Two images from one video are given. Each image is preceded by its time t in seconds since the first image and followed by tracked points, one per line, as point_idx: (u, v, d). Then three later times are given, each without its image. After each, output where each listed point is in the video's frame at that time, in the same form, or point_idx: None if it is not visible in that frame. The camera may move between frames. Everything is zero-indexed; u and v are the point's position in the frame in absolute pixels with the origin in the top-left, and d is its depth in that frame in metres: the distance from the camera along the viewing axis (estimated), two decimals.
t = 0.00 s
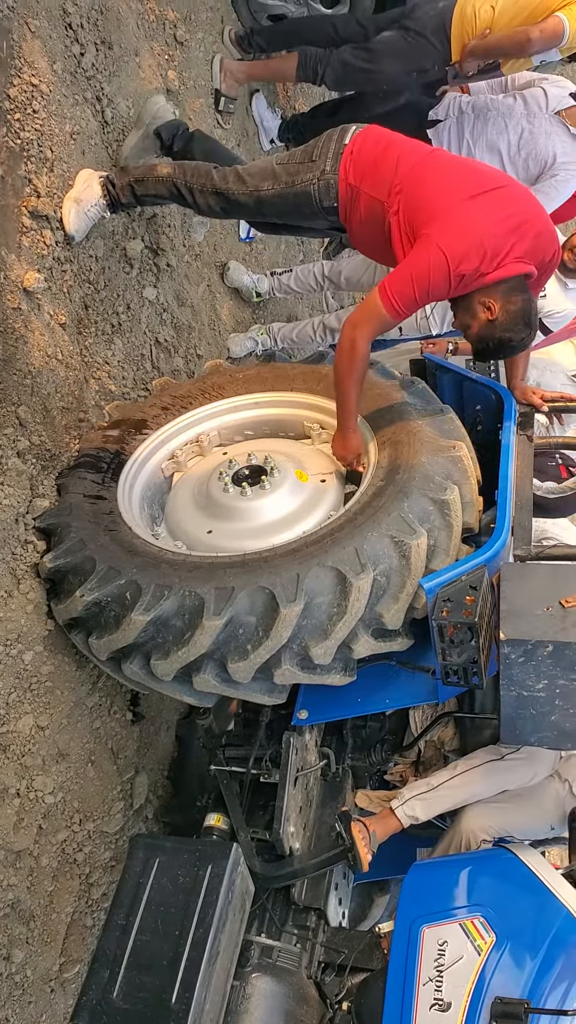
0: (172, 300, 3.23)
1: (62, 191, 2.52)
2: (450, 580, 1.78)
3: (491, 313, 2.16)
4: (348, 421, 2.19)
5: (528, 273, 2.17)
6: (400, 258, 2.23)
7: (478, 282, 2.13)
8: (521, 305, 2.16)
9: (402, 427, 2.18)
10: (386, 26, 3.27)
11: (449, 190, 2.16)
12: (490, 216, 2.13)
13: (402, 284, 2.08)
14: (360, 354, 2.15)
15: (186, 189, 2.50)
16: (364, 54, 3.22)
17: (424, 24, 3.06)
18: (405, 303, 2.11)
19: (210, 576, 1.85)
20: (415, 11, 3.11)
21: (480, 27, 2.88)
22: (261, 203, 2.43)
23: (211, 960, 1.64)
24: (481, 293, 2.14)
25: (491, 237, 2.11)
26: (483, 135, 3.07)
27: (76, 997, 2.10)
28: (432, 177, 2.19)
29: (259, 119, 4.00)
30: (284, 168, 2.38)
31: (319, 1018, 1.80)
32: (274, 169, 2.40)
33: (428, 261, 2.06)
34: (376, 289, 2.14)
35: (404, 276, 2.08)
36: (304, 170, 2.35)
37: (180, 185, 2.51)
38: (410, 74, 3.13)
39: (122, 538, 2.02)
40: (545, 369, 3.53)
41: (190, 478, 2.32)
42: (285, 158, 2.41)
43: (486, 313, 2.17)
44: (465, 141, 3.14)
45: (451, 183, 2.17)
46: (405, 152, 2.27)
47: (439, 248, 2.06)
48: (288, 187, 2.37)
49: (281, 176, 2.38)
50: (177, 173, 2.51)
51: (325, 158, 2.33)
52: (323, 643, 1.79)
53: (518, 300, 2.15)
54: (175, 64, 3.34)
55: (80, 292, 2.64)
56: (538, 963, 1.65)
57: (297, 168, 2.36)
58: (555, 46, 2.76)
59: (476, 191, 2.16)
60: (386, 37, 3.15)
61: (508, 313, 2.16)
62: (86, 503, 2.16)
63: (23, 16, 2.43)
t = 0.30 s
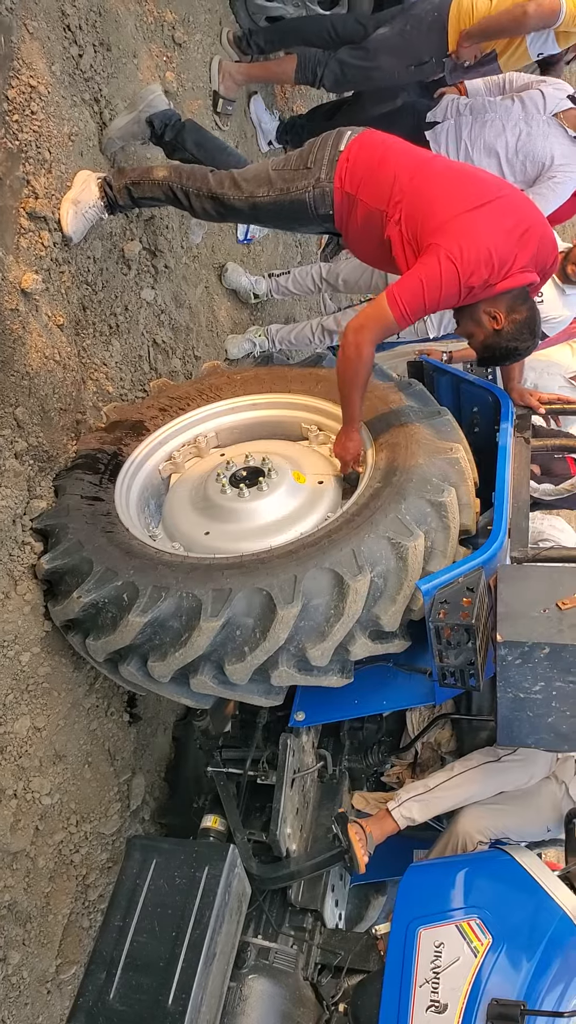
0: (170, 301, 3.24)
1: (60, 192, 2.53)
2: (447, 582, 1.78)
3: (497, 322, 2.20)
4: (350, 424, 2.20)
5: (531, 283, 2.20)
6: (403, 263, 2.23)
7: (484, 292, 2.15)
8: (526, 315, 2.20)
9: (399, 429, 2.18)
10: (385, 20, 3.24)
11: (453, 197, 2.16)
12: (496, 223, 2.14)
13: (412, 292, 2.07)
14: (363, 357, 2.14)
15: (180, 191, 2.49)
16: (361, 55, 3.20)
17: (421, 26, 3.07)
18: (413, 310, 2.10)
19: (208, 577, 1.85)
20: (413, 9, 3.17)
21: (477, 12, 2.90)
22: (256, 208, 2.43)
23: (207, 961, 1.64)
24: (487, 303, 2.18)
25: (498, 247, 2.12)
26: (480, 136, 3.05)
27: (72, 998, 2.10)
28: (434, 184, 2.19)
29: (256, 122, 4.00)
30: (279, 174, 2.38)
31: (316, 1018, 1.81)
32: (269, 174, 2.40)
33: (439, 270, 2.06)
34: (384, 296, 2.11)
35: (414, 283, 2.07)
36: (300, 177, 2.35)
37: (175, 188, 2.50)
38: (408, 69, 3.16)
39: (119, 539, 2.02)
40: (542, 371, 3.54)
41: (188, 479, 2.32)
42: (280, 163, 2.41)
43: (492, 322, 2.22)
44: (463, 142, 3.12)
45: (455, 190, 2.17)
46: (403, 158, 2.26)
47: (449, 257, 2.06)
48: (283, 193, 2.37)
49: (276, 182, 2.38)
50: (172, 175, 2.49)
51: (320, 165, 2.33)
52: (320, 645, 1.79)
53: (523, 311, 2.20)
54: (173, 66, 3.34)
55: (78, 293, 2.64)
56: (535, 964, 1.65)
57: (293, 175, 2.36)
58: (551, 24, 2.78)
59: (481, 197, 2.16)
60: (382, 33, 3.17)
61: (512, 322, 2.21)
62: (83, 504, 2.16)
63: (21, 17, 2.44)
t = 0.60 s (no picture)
0: (169, 300, 3.23)
1: (59, 192, 2.52)
2: (445, 581, 1.78)
3: (496, 329, 2.21)
4: (343, 423, 2.20)
5: (528, 290, 2.21)
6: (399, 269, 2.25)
7: (480, 300, 2.16)
8: (524, 321, 2.21)
9: (397, 430, 2.18)
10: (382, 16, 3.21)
11: (451, 203, 2.16)
12: (493, 230, 2.14)
13: (405, 300, 2.08)
14: (351, 354, 2.15)
15: (179, 192, 2.50)
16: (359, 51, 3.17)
17: (419, 23, 3.06)
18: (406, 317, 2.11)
19: (205, 576, 1.85)
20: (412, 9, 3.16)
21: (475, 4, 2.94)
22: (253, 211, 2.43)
23: (205, 960, 1.64)
24: (485, 309, 2.19)
25: (495, 256, 2.13)
26: (479, 136, 3.05)
27: (70, 998, 2.10)
28: (432, 190, 2.19)
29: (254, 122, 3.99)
30: (276, 177, 2.38)
31: (313, 1018, 1.81)
32: (266, 177, 2.39)
33: (436, 279, 2.07)
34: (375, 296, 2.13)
35: (407, 290, 2.08)
36: (296, 181, 2.35)
37: (173, 188, 2.50)
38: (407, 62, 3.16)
39: (117, 539, 2.02)
40: (540, 372, 3.55)
41: (186, 478, 2.32)
42: (278, 166, 2.41)
43: (490, 329, 2.22)
44: (462, 142, 3.12)
45: (452, 196, 2.17)
46: (401, 163, 2.26)
47: (446, 266, 2.07)
48: (280, 197, 2.37)
49: (273, 186, 2.38)
50: (170, 176, 2.49)
51: (317, 170, 2.33)
52: (318, 645, 1.79)
53: (521, 317, 2.20)
54: (172, 66, 3.34)
55: (76, 292, 2.64)
56: (532, 963, 1.66)
57: (290, 178, 2.37)
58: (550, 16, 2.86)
59: (478, 203, 2.17)
60: (381, 29, 3.13)
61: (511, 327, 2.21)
62: (81, 503, 2.16)
63: (20, 17, 2.44)
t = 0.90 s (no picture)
0: (166, 301, 3.24)
1: (57, 193, 2.53)
2: (441, 587, 1.80)
3: (491, 333, 2.24)
4: (339, 426, 2.21)
5: (524, 295, 2.22)
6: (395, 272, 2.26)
7: (475, 304, 2.17)
8: (520, 323, 2.24)
9: (394, 432, 2.19)
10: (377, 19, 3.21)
11: (446, 207, 2.16)
12: (489, 234, 2.15)
13: (400, 304, 2.09)
14: (346, 356, 2.15)
15: (176, 194, 2.50)
16: (359, 51, 3.15)
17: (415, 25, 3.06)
18: (401, 321, 2.12)
19: (202, 577, 1.86)
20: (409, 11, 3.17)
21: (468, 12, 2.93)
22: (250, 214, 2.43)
23: (201, 961, 1.64)
24: (481, 314, 2.20)
25: (490, 261, 2.14)
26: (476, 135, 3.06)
27: (66, 999, 2.09)
28: (428, 194, 2.19)
29: (252, 124, 3.98)
30: (273, 181, 2.39)
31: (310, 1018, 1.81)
32: (262, 181, 2.40)
33: (431, 285, 2.08)
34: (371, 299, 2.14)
35: (403, 295, 2.09)
36: (293, 184, 2.36)
37: (170, 189, 2.50)
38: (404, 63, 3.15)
39: (114, 540, 2.01)
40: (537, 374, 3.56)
41: (183, 479, 2.32)
42: (274, 169, 2.42)
43: (486, 333, 2.25)
44: (458, 141, 3.13)
45: (447, 200, 2.18)
46: (396, 166, 2.26)
47: (441, 271, 2.08)
48: (276, 201, 2.37)
49: (269, 190, 2.38)
50: (167, 178, 2.50)
51: (313, 173, 2.34)
52: (315, 646, 1.79)
53: (517, 320, 2.23)
54: (170, 67, 3.35)
55: (74, 293, 2.64)
56: (528, 965, 1.66)
57: (286, 182, 2.37)
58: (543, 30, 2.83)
59: (474, 206, 2.17)
60: (375, 33, 3.13)
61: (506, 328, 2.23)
62: (78, 504, 2.16)
63: (18, 18, 2.44)
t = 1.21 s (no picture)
0: (163, 302, 3.24)
1: (54, 193, 2.52)
2: (436, 587, 1.78)
3: (491, 334, 2.25)
4: (339, 427, 2.21)
5: (522, 296, 2.23)
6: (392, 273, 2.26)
7: (474, 305, 2.19)
8: (520, 323, 2.24)
9: (391, 433, 2.19)
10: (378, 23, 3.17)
11: (444, 208, 2.17)
12: (487, 236, 2.15)
13: (399, 305, 2.10)
14: (347, 357, 2.16)
15: (173, 195, 2.50)
16: (351, 62, 3.20)
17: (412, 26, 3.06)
18: (399, 322, 2.13)
19: (198, 577, 1.86)
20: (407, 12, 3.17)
21: (465, 30, 2.90)
22: (246, 216, 2.43)
23: (196, 961, 1.64)
24: (480, 315, 2.21)
25: (488, 262, 2.15)
26: (475, 125, 3.09)
27: (61, 999, 2.09)
28: (425, 195, 2.19)
29: (250, 125, 3.99)
30: (269, 183, 2.39)
31: (304, 1018, 1.82)
32: (259, 183, 2.40)
33: (429, 287, 2.09)
34: (370, 301, 2.15)
35: (401, 296, 2.10)
36: (289, 186, 2.36)
37: (167, 190, 2.50)
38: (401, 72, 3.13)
39: (110, 541, 2.01)
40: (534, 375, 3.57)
41: (179, 480, 2.32)
42: (271, 170, 2.42)
43: (485, 334, 2.26)
44: (456, 133, 3.16)
45: (445, 201, 2.18)
46: (393, 167, 2.26)
47: (439, 273, 2.09)
48: (273, 203, 2.37)
49: (266, 192, 2.39)
50: (164, 179, 2.50)
51: (310, 174, 2.34)
52: (311, 647, 1.80)
53: (516, 320, 2.23)
54: (167, 67, 3.35)
55: (70, 293, 2.63)
56: (522, 967, 1.69)
57: (282, 185, 2.37)
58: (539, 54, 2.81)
59: (472, 207, 2.17)
60: (374, 39, 3.12)
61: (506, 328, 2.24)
62: (74, 504, 2.16)
63: (15, 18, 2.44)
